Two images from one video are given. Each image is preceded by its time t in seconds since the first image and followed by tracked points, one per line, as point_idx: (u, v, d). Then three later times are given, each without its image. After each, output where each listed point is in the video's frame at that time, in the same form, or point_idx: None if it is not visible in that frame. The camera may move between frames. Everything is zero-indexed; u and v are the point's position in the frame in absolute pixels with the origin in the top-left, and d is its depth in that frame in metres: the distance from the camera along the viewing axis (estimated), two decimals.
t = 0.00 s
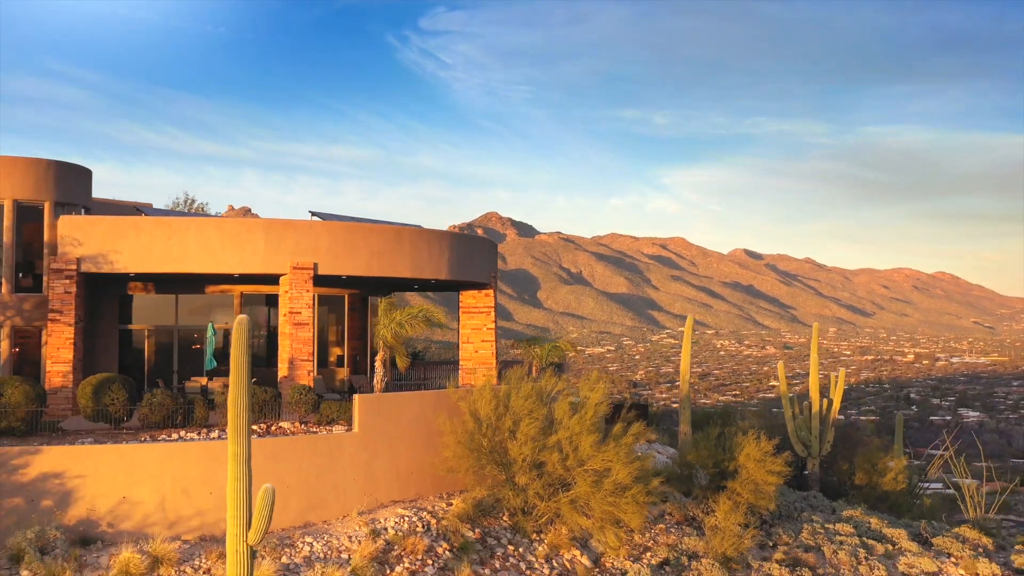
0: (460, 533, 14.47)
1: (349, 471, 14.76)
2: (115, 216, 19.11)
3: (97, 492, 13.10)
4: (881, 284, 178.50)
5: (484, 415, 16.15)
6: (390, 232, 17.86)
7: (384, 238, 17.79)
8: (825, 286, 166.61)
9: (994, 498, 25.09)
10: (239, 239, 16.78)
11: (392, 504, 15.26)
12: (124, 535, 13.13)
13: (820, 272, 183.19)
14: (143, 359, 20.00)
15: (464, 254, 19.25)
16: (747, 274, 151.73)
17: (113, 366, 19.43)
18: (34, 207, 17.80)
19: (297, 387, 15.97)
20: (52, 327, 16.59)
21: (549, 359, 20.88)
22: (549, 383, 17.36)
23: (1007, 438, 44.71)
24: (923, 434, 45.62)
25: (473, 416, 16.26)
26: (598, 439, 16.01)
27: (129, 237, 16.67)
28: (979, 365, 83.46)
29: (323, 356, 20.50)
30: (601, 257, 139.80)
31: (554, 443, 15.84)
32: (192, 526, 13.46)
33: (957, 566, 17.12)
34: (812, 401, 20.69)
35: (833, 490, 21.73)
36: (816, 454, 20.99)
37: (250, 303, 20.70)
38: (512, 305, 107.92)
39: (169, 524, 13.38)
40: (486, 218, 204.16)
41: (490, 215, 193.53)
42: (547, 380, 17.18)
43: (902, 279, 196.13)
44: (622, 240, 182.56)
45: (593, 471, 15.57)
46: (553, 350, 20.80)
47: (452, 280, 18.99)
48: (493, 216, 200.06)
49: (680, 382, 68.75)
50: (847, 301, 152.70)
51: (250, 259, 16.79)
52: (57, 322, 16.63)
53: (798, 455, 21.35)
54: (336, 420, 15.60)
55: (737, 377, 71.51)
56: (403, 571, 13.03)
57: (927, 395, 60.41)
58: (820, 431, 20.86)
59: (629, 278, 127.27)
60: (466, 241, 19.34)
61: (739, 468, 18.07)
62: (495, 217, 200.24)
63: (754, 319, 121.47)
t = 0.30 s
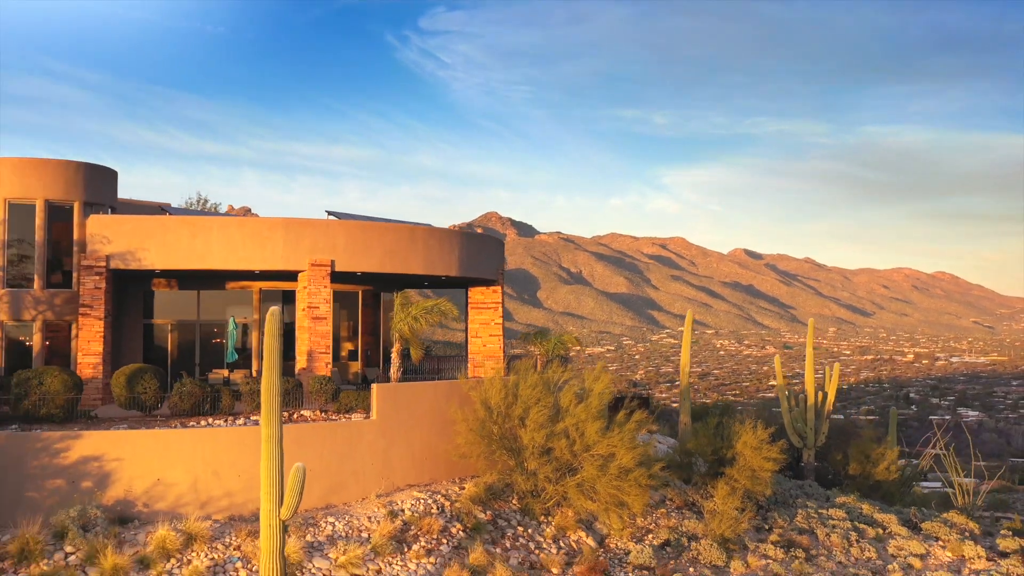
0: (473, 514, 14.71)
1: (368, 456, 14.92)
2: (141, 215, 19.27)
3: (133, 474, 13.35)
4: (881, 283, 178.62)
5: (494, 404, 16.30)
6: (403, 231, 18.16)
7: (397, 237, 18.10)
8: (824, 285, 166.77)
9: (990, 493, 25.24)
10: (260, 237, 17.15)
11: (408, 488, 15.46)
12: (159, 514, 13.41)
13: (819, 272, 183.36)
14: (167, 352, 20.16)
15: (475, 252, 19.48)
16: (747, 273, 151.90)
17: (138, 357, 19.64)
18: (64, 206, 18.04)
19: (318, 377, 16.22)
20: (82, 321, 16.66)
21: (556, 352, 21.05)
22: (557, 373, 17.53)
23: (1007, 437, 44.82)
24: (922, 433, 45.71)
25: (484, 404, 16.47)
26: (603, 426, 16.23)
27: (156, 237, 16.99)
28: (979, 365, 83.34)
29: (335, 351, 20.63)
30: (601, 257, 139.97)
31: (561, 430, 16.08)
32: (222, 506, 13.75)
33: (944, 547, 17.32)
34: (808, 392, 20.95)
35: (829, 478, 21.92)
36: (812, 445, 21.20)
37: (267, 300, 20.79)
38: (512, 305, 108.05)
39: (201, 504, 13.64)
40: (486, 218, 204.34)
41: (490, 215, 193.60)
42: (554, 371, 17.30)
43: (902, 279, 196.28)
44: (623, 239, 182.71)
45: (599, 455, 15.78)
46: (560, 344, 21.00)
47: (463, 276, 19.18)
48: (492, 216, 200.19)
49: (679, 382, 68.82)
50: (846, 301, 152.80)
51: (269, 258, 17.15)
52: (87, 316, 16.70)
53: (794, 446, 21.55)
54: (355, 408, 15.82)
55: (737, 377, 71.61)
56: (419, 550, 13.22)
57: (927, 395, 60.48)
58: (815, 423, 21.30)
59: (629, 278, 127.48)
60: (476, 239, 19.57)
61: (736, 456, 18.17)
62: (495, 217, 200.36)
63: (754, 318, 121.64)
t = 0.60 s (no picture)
0: (484, 498, 15.01)
1: (384, 442, 15.20)
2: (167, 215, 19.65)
3: (167, 458, 13.67)
4: (880, 283, 178.70)
5: (504, 393, 16.52)
6: (415, 227, 18.41)
7: (410, 234, 18.34)
8: (824, 285, 166.90)
9: (987, 492, 25.35)
10: (280, 234, 17.41)
11: (422, 473, 15.71)
12: (190, 497, 13.71)
13: (819, 271, 183.51)
14: (189, 345, 20.52)
15: (484, 248, 19.71)
16: (747, 273, 152.01)
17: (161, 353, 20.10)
18: (93, 206, 18.46)
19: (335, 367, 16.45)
20: (110, 315, 16.96)
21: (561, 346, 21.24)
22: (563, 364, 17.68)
23: (1006, 437, 44.90)
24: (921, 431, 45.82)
25: (495, 393, 16.68)
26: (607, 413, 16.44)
27: (180, 235, 17.25)
28: (978, 365, 83.21)
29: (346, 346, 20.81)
30: (601, 257, 140.18)
31: (567, 417, 16.28)
32: (249, 488, 14.09)
33: (932, 531, 17.53)
34: (804, 385, 21.13)
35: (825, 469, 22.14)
36: (808, 437, 21.41)
37: (285, 297, 20.97)
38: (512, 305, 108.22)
39: (229, 487, 13.97)
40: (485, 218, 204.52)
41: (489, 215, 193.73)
42: (561, 362, 17.50)
43: (902, 279, 196.34)
44: (622, 239, 182.88)
45: (604, 441, 15.99)
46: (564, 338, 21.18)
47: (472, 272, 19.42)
48: (492, 216, 200.42)
49: (678, 381, 68.91)
50: (846, 301, 152.90)
51: (288, 255, 17.42)
52: (115, 311, 17.01)
53: (791, 439, 21.75)
54: (372, 397, 16.07)
55: (737, 376, 71.71)
56: (435, 530, 13.62)
57: (926, 394, 60.57)
58: (811, 416, 21.48)
59: (629, 278, 127.68)
60: (485, 237, 19.82)
61: (734, 444, 18.30)
62: (494, 217, 200.60)
63: (754, 318, 121.79)
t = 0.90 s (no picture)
0: (493, 485, 15.40)
1: (399, 432, 15.58)
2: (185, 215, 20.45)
3: (193, 446, 14.20)
4: (880, 283, 178.85)
5: (512, 385, 16.86)
6: (426, 226, 18.75)
7: (421, 232, 18.68)
8: (824, 285, 167.12)
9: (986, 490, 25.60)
10: (295, 234, 17.77)
11: (434, 462, 16.08)
12: (215, 483, 14.24)
13: (819, 271, 183.75)
14: (206, 342, 20.93)
15: (492, 248, 20.03)
16: (747, 273, 152.32)
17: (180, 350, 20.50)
18: (114, 206, 19.40)
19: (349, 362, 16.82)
20: (133, 311, 17.32)
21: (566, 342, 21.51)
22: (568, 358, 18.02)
23: (1006, 437, 45.11)
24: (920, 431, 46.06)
25: (504, 385, 17.04)
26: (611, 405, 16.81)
27: (200, 234, 17.64)
28: (978, 365, 83.44)
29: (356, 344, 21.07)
30: (601, 257, 140.52)
31: (573, 409, 16.63)
32: (270, 475, 14.59)
33: (923, 519, 17.85)
34: (800, 380, 21.45)
35: (820, 460, 22.41)
36: (805, 431, 21.71)
37: (299, 295, 21.24)
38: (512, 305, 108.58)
39: (250, 474, 14.48)
40: (486, 219, 204.79)
41: (490, 215, 194.06)
42: (566, 356, 17.87)
43: (902, 279, 196.51)
44: (623, 239, 183.19)
45: (608, 431, 16.33)
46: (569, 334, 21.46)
47: (479, 271, 19.76)
48: (492, 216, 200.75)
49: (678, 381, 69.18)
50: (846, 301, 153.14)
51: (303, 254, 17.77)
52: (137, 307, 17.39)
53: (788, 433, 22.06)
54: (385, 390, 16.34)
55: (737, 376, 71.95)
56: (447, 516, 14.06)
57: (926, 395, 60.78)
58: (808, 409, 21.79)
59: (629, 278, 128.02)
60: (492, 237, 20.16)
61: (734, 436, 18.54)
62: (495, 218, 200.91)
63: (754, 318, 122.08)
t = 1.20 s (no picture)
0: (501, 472, 15.51)
1: (413, 421, 15.69)
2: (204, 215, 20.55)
3: (217, 434, 14.31)
4: (880, 283, 178.98)
5: (521, 376, 16.98)
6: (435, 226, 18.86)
7: (431, 231, 18.77)
8: (823, 285, 167.23)
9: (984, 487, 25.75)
10: (311, 233, 17.88)
11: (446, 450, 16.17)
12: (239, 469, 14.35)
13: (819, 271, 183.90)
14: (223, 337, 21.09)
15: (499, 246, 20.14)
16: (746, 273, 152.42)
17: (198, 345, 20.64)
18: (136, 206, 19.54)
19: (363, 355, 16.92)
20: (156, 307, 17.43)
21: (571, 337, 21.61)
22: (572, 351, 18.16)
23: (1005, 436, 45.19)
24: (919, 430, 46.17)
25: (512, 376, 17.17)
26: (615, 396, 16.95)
27: (219, 232, 17.76)
28: (978, 365, 83.59)
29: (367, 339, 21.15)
30: (600, 257, 140.68)
31: (578, 398, 16.76)
32: (291, 462, 14.69)
33: (913, 507, 17.96)
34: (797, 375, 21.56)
35: (815, 452, 22.57)
36: (801, 424, 21.81)
37: (313, 292, 21.37)
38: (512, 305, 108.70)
39: (272, 460, 14.57)
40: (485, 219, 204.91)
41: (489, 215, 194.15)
42: (572, 349, 18.04)
43: (902, 279, 196.60)
44: (622, 239, 183.30)
45: (611, 421, 16.47)
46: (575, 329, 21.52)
47: (487, 268, 19.85)
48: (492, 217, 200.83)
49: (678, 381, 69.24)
50: (846, 300, 153.28)
51: (319, 253, 17.88)
52: (160, 303, 17.49)
53: (784, 426, 22.16)
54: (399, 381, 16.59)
55: (737, 376, 72.00)
56: (459, 500, 14.19)
57: (925, 394, 60.85)
58: (804, 403, 21.92)
59: (628, 278, 128.13)
60: (498, 236, 20.27)
61: (732, 427, 18.69)
62: (494, 218, 201.02)
63: (753, 318, 122.20)
